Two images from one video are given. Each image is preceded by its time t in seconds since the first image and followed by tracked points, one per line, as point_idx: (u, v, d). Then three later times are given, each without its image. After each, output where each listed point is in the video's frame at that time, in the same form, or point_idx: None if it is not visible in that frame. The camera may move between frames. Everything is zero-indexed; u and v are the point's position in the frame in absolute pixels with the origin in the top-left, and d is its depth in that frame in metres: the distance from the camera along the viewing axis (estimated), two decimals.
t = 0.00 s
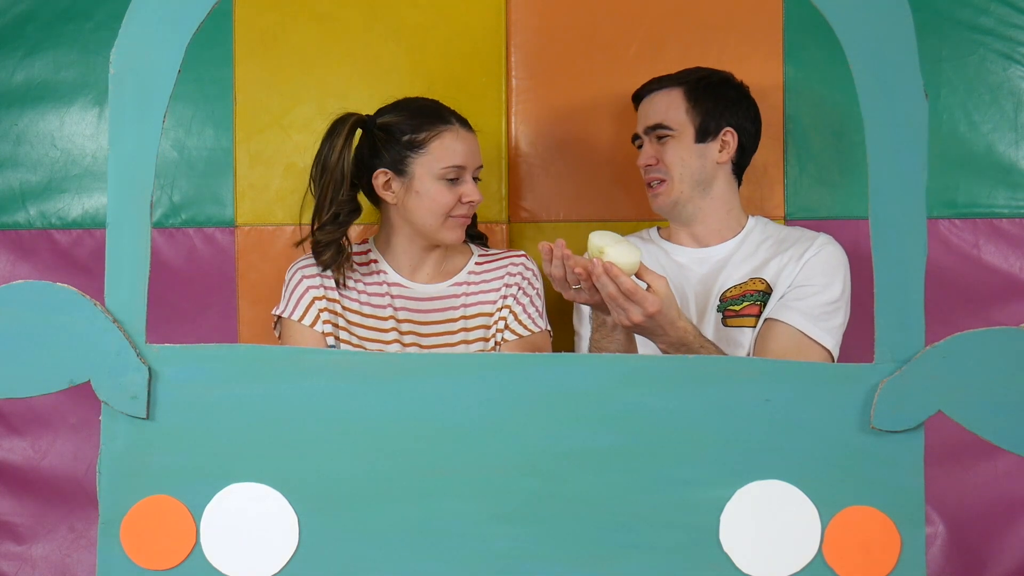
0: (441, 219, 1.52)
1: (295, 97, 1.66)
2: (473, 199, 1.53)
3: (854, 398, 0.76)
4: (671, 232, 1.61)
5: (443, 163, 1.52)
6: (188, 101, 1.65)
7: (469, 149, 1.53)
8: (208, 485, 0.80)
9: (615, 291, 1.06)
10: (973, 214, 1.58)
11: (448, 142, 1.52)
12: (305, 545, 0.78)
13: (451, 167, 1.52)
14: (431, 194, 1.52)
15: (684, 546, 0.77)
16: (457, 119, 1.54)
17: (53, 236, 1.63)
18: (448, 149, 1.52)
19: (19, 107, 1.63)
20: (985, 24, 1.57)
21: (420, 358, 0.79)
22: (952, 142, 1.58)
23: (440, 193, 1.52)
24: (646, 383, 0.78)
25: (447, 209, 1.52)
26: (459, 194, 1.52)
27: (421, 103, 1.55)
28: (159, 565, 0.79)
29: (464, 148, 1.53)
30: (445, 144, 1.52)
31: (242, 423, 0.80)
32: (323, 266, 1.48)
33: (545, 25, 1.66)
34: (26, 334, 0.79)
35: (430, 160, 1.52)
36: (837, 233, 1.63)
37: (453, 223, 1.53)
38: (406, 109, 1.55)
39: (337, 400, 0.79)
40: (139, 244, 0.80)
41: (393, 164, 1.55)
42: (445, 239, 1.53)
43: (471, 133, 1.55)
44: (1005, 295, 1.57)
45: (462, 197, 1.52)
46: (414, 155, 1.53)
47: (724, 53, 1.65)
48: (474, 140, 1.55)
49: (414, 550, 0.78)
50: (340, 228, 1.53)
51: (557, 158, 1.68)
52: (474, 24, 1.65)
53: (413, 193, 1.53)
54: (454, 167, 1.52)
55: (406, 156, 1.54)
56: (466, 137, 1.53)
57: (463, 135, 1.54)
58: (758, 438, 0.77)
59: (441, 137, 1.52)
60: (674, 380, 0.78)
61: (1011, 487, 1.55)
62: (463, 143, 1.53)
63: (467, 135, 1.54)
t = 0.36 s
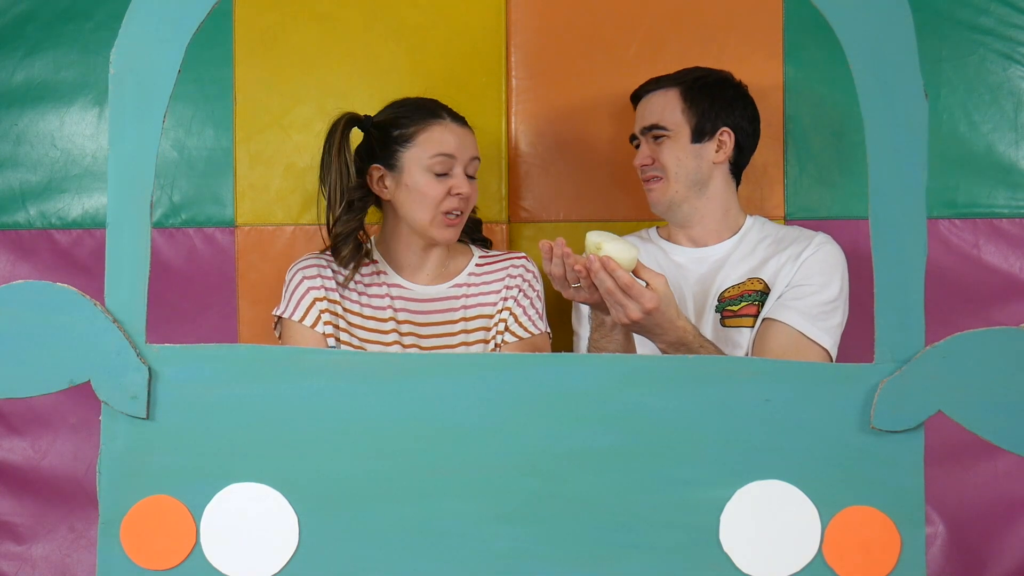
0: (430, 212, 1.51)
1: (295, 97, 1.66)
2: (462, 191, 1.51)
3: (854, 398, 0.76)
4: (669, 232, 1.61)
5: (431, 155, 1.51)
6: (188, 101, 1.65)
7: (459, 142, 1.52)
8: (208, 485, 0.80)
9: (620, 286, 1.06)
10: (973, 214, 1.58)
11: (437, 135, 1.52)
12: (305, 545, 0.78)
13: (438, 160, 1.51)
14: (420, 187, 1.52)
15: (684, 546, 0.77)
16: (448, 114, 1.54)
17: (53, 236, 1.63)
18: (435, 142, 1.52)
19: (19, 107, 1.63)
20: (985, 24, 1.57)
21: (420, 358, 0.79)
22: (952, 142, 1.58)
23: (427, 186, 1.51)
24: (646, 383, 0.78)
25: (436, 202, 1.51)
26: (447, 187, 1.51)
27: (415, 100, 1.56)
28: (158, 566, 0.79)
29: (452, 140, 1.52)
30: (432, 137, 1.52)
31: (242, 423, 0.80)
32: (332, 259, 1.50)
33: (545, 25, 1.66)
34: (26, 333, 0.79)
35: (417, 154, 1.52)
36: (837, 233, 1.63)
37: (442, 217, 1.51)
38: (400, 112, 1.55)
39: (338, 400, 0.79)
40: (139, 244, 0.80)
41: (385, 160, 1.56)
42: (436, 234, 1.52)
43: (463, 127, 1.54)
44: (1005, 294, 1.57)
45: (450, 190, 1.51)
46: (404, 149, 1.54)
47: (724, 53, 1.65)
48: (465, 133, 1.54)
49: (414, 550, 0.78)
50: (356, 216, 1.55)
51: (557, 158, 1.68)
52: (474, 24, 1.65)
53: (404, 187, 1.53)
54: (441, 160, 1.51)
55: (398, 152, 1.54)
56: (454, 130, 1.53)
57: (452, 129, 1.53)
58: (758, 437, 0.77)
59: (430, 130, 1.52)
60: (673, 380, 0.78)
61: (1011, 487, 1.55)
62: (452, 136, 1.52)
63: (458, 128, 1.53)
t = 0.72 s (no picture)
0: (412, 213, 1.50)
1: (295, 97, 1.66)
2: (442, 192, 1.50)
3: (855, 398, 0.76)
4: (670, 232, 1.61)
5: (413, 156, 1.51)
6: (188, 101, 1.64)
7: (443, 143, 1.51)
8: (208, 485, 0.80)
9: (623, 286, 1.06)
10: (973, 214, 1.58)
11: (422, 136, 1.52)
12: (305, 545, 0.79)
13: (421, 161, 1.51)
14: (402, 188, 1.51)
15: (684, 545, 0.77)
16: (438, 114, 1.54)
17: (53, 236, 1.63)
18: (418, 142, 1.52)
19: (19, 107, 1.63)
20: (985, 24, 1.57)
21: (421, 357, 0.79)
22: (952, 142, 1.58)
23: (408, 186, 1.51)
24: (646, 383, 0.78)
25: (416, 202, 1.50)
26: (428, 187, 1.50)
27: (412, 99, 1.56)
28: (158, 565, 0.79)
29: (436, 141, 1.51)
30: (416, 137, 1.52)
31: (243, 423, 0.80)
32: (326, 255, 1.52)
33: (545, 25, 1.66)
34: (26, 333, 0.79)
35: (401, 155, 1.53)
36: (837, 233, 1.63)
37: (423, 219, 1.50)
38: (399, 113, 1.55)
39: (338, 400, 0.79)
40: (139, 245, 0.80)
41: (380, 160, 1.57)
42: (419, 234, 1.51)
43: (451, 128, 1.54)
44: (1005, 294, 1.57)
45: (430, 189, 1.50)
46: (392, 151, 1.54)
47: (724, 53, 1.65)
48: (452, 134, 1.53)
49: (414, 550, 0.78)
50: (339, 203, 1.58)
51: (557, 158, 1.68)
52: (473, 24, 1.65)
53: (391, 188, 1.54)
54: (423, 160, 1.51)
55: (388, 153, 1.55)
56: (439, 130, 1.52)
57: (439, 130, 1.52)
58: (758, 437, 0.77)
59: (416, 131, 1.52)
60: (674, 380, 0.78)
61: (1010, 487, 1.55)
62: (436, 137, 1.52)
63: (444, 129, 1.53)
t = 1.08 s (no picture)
0: (399, 222, 1.54)
1: (295, 97, 1.66)
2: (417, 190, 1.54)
3: (855, 398, 0.76)
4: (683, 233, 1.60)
5: (381, 167, 1.56)
6: (188, 101, 1.64)
7: (405, 145, 1.54)
8: (208, 484, 0.80)
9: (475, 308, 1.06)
10: (972, 214, 1.58)
11: (385, 145, 1.56)
12: (305, 545, 0.79)
13: (390, 169, 1.55)
14: (383, 200, 1.56)
15: (684, 545, 0.77)
16: (398, 117, 1.57)
17: (53, 236, 1.63)
18: (385, 150, 1.55)
19: (19, 107, 1.63)
20: (985, 24, 1.57)
21: (421, 357, 0.79)
22: (952, 142, 1.58)
23: (386, 197, 1.55)
24: (646, 383, 0.78)
25: (399, 210, 1.54)
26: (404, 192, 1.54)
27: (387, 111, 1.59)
28: (159, 565, 0.79)
29: (397, 144, 1.55)
30: (382, 147, 1.56)
31: (243, 423, 0.80)
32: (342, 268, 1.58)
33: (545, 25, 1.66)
34: (26, 333, 0.79)
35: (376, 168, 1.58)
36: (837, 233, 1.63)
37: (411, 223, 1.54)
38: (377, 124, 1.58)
39: (337, 400, 0.79)
40: (139, 245, 0.80)
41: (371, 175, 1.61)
42: (413, 241, 1.55)
43: (412, 125, 1.56)
44: (1005, 294, 1.57)
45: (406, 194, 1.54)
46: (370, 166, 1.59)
47: (725, 52, 1.65)
48: (412, 130, 1.55)
49: (413, 550, 0.78)
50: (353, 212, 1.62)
51: (556, 158, 1.68)
52: (474, 23, 1.65)
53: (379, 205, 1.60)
54: (396, 168, 1.55)
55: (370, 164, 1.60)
56: (398, 133, 1.55)
57: (398, 132, 1.55)
58: (758, 437, 0.77)
59: (379, 141, 1.57)
60: (674, 381, 0.78)
61: (1010, 487, 1.55)
62: (396, 141, 1.54)
63: (404, 129, 1.55)
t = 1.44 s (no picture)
0: (386, 215, 1.54)
1: (295, 97, 1.66)
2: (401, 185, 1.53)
3: (854, 399, 0.76)
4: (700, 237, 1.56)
5: (367, 164, 1.56)
6: (188, 101, 1.64)
7: (390, 141, 1.55)
8: (207, 485, 0.80)
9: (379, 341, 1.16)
10: (972, 214, 1.58)
11: (371, 143, 1.56)
12: (305, 544, 0.79)
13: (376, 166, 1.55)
14: (370, 196, 1.56)
15: (685, 545, 0.77)
16: (383, 116, 1.57)
17: (54, 236, 1.63)
18: (370, 148, 1.56)
19: (19, 107, 1.63)
20: (985, 24, 1.57)
21: (422, 358, 0.79)
22: (952, 142, 1.58)
23: (372, 193, 1.55)
24: (646, 383, 0.78)
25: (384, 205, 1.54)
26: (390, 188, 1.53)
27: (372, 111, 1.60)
28: (159, 566, 0.79)
29: (383, 141, 1.55)
30: (367, 145, 1.56)
31: (243, 423, 0.80)
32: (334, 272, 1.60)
33: (545, 25, 1.66)
34: (27, 333, 0.79)
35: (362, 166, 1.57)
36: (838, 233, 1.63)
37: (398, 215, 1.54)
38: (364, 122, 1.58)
39: (337, 401, 0.79)
40: (139, 245, 0.80)
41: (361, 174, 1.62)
42: (400, 232, 1.55)
43: (397, 122, 1.56)
44: (1006, 294, 1.57)
45: (392, 188, 1.53)
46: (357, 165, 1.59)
47: (725, 52, 1.65)
48: (397, 127, 1.56)
49: (413, 550, 0.78)
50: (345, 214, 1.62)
51: (556, 159, 1.67)
52: (473, 23, 1.65)
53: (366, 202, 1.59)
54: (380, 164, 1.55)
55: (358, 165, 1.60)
56: (384, 130, 1.55)
57: (384, 130, 1.56)
58: (759, 438, 0.77)
59: (366, 140, 1.57)
60: (673, 381, 0.78)
61: (1010, 487, 1.55)
62: (381, 137, 1.55)
63: (389, 127, 1.56)
